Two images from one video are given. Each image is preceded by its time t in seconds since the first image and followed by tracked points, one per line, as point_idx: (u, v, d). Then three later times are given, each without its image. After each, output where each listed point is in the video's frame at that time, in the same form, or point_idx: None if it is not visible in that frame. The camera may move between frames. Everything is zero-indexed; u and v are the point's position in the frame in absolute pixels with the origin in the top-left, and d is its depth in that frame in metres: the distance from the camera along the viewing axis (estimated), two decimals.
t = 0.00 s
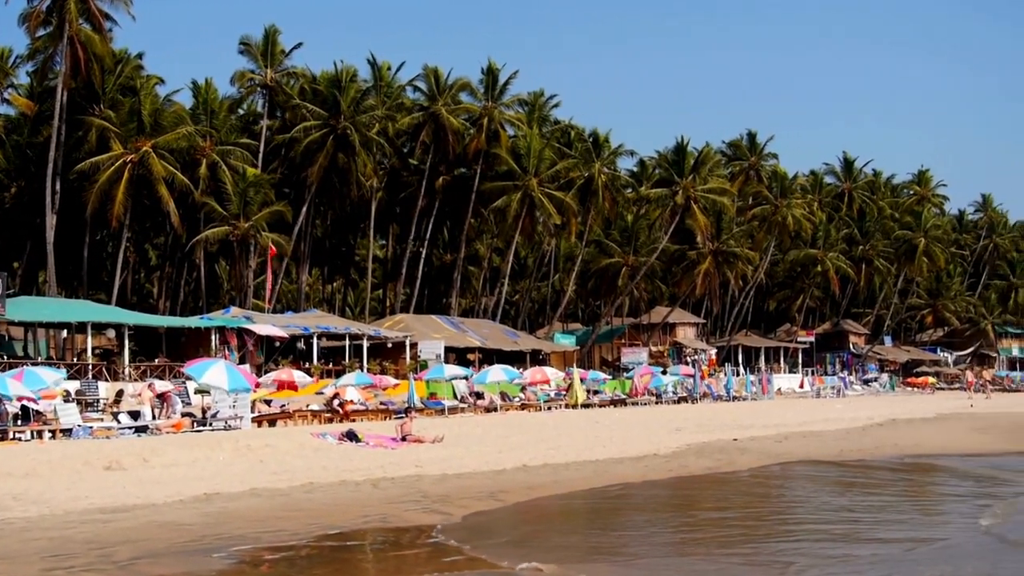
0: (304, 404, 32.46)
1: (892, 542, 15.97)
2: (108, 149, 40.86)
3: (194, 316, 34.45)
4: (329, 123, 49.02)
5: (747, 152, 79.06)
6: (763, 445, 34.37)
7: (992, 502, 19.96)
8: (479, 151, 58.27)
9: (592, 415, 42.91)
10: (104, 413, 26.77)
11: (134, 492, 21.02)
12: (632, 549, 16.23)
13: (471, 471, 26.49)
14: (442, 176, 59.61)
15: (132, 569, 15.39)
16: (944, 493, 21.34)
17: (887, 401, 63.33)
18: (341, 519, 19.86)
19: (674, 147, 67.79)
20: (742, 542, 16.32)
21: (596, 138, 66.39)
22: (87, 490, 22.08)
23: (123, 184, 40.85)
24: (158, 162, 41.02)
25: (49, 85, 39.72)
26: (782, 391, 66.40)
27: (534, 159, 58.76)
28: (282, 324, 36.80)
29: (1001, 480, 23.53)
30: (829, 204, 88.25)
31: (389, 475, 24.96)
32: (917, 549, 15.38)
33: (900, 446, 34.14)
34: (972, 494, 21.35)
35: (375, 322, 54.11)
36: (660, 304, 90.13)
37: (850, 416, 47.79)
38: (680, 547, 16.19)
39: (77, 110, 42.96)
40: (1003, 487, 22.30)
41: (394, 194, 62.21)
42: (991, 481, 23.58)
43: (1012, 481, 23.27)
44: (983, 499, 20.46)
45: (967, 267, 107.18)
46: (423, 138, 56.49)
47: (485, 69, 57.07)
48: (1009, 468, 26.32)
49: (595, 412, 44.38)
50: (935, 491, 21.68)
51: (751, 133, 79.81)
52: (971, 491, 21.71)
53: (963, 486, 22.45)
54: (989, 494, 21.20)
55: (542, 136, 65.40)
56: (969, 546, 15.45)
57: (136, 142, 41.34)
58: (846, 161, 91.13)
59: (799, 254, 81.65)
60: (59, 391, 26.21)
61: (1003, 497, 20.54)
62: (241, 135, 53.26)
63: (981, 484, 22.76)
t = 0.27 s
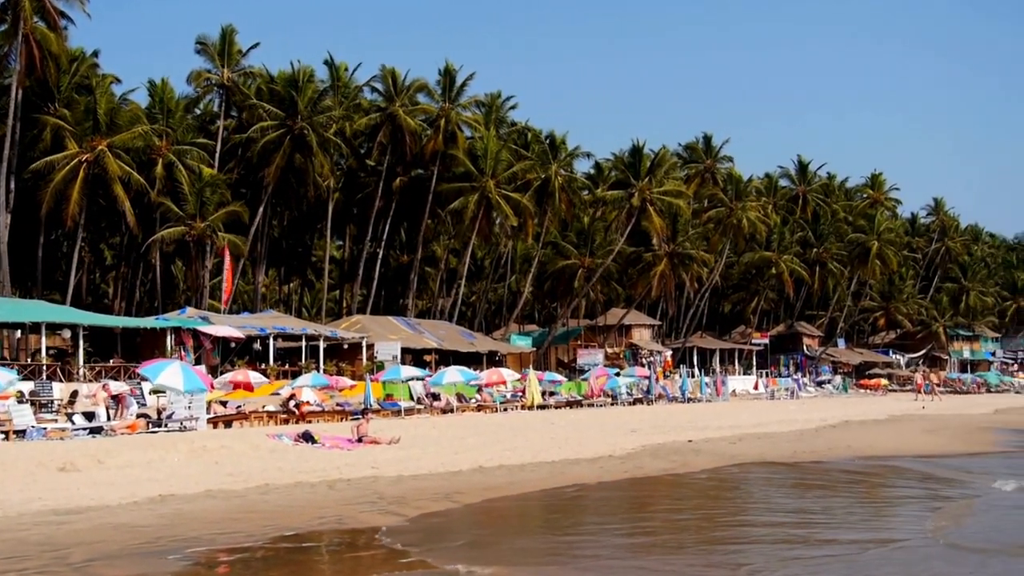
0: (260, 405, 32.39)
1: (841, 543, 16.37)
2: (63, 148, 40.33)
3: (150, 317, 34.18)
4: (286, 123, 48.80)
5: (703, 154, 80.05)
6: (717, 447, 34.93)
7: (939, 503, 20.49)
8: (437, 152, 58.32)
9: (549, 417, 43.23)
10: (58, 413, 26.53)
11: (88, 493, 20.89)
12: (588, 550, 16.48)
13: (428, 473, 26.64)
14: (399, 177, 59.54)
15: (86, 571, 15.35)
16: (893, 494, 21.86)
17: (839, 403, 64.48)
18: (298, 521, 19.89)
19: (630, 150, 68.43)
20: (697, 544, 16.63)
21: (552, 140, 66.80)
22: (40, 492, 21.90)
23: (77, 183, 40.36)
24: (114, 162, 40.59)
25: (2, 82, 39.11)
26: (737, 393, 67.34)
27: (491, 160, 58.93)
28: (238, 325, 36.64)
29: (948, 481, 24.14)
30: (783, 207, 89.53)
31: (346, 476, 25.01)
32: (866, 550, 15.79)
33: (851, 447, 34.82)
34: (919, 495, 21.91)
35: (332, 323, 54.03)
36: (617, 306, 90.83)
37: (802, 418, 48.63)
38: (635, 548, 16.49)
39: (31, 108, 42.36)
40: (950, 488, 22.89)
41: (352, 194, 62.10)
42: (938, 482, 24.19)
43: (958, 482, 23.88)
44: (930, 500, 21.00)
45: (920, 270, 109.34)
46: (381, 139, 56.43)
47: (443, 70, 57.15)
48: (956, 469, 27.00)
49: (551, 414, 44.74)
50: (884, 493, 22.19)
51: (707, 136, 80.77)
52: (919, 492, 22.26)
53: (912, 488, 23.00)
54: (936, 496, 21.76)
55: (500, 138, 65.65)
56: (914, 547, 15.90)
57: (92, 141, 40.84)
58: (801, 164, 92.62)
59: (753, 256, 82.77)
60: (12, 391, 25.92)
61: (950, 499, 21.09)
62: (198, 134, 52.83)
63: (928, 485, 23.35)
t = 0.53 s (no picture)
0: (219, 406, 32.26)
1: (794, 543, 16.74)
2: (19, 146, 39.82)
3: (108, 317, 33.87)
4: (246, 123, 48.52)
5: (663, 157, 80.89)
6: (676, 449, 35.35)
7: (891, 504, 20.97)
8: (397, 152, 58.31)
9: (509, 418, 43.43)
10: (14, 414, 26.27)
11: (44, 495, 20.72)
12: (548, 553, 16.66)
13: (387, 474, 26.70)
14: (359, 177, 59.43)
15: (40, 573, 15.27)
16: (847, 496, 22.31)
17: (796, 404, 65.42)
18: (256, 523, 19.89)
19: (591, 152, 68.88)
20: (654, 545, 16.90)
21: (513, 141, 67.07)
22: None
23: (34, 182, 39.86)
24: (71, 161, 40.15)
25: None
26: (696, 394, 68.11)
27: (452, 162, 58.97)
28: (197, 325, 36.42)
29: (900, 482, 24.69)
30: (743, 210, 90.60)
31: (304, 477, 25.03)
32: (819, 550, 16.16)
33: (807, 449, 35.39)
34: (871, 496, 22.41)
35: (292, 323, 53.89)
36: (577, 307, 91.37)
37: (761, 420, 49.27)
38: (594, 550, 16.69)
39: None
40: (903, 489, 23.40)
41: (312, 195, 61.94)
42: (890, 483, 24.72)
43: (910, 484, 24.41)
44: (882, 502, 21.46)
45: (878, 272, 111.22)
46: (341, 139, 56.31)
47: (404, 71, 57.12)
48: (909, 471, 27.58)
49: (511, 415, 44.97)
50: (839, 494, 22.64)
51: (667, 139, 81.56)
52: (872, 493, 22.74)
53: (865, 489, 23.48)
54: (888, 497, 22.24)
55: (460, 139, 65.78)
56: (864, 547, 16.31)
57: (48, 140, 40.35)
58: (760, 167, 93.89)
59: (713, 258, 83.65)
60: None
61: (901, 500, 21.57)
62: (156, 134, 52.39)
63: (881, 487, 23.86)
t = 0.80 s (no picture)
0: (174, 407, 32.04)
1: (745, 544, 17.04)
2: None
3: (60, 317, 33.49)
4: (202, 123, 48.11)
5: (622, 159, 81.45)
6: (633, 450, 35.73)
7: (841, 505, 21.42)
8: (355, 152, 58.17)
9: (467, 420, 43.57)
10: None
11: None
12: (506, 554, 16.82)
13: (344, 476, 26.71)
14: (317, 177, 59.20)
15: None
16: (800, 497, 22.75)
17: (752, 406, 66.23)
18: (210, 525, 19.80)
19: (549, 153, 69.25)
20: (609, 547, 17.10)
21: (472, 143, 67.17)
22: None
23: None
24: (23, 159, 39.59)
25: None
26: (654, 396, 68.77)
27: (410, 163, 58.93)
28: (151, 326, 36.11)
29: (851, 484, 25.19)
30: (701, 212, 91.50)
31: (260, 479, 24.93)
32: (772, 550, 16.49)
33: (762, 451, 35.87)
34: (823, 497, 22.82)
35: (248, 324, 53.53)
36: (535, 309, 91.70)
37: (718, 422, 49.88)
38: (552, 552, 16.88)
39: None
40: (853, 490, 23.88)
41: (268, 195, 61.59)
42: (842, 484, 25.24)
43: (861, 485, 24.92)
44: (833, 502, 21.90)
45: (835, 275, 112.96)
46: (298, 139, 56.05)
47: (361, 71, 57.02)
48: (861, 472, 28.13)
49: (469, 417, 45.12)
50: (792, 495, 23.08)
51: (626, 141, 82.18)
52: (824, 494, 23.21)
53: (818, 490, 23.95)
54: (839, 498, 22.72)
55: (419, 140, 65.83)
56: (814, 547, 16.64)
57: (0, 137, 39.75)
58: (718, 169, 95.04)
59: (671, 260, 84.37)
60: None
61: (852, 501, 22.03)
62: (110, 133, 51.80)
63: (832, 488, 24.33)
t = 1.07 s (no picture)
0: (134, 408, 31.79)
1: (706, 543, 17.31)
2: None
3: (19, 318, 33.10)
4: (164, 122, 47.69)
5: (587, 160, 81.22)
6: (598, 451, 35.97)
7: (802, 506, 21.74)
8: (319, 152, 57.97)
9: (431, 421, 43.60)
10: None
11: None
12: (470, 556, 16.89)
13: (306, 477, 26.67)
14: (280, 177, 58.96)
15: None
16: (761, 498, 23.05)
17: (716, 407, 66.89)
18: (171, 527, 19.74)
19: (515, 154, 69.42)
20: (572, 548, 17.29)
21: (437, 143, 67.21)
22: None
23: None
24: None
25: None
26: (619, 398, 69.18)
27: (375, 163, 58.89)
28: (112, 327, 35.78)
29: (813, 484, 25.56)
30: (666, 214, 92.15)
31: (222, 481, 24.83)
32: (734, 549, 16.71)
33: (726, 452, 36.32)
34: (783, 497, 23.20)
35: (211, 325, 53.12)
36: (501, 310, 91.87)
37: (682, 423, 50.30)
38: (516, 553, 16.99)
39: None
40: (814, 491, 24.23)
41: (231, 195, 61.16)
42: (803, 485, 25.62)
43: (822, 486, 25.30)
44: (794, 504, 22.21)
45: (799, 277, 114.33)
46: (262, 139, 55.71)
47: (326, 71, 56.83)
48: (823, 473, 28.57)
49: (433, 418, 45.15)
50: (754, 496, 23.40)
51: (592, 142, 82.58)
52: (785, 495, 23.56)
53: (779, 491, 24.29)
54: (800, 498, 23.05)
55: (383, 140, 65.75)
56: (773, 546, 16.95)
57: None
58: (683, 171, 95.85)
59: (636, 262, 84.89)
60: None
61: (812, 502, 22.36)
62: (71, 132, 51.21)
63: (794, 489, 24.67)
